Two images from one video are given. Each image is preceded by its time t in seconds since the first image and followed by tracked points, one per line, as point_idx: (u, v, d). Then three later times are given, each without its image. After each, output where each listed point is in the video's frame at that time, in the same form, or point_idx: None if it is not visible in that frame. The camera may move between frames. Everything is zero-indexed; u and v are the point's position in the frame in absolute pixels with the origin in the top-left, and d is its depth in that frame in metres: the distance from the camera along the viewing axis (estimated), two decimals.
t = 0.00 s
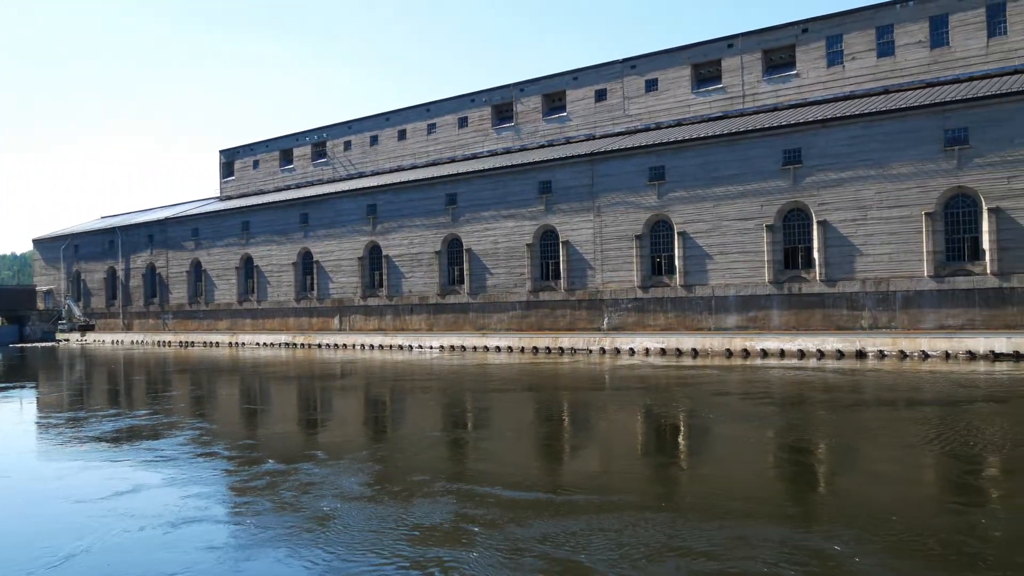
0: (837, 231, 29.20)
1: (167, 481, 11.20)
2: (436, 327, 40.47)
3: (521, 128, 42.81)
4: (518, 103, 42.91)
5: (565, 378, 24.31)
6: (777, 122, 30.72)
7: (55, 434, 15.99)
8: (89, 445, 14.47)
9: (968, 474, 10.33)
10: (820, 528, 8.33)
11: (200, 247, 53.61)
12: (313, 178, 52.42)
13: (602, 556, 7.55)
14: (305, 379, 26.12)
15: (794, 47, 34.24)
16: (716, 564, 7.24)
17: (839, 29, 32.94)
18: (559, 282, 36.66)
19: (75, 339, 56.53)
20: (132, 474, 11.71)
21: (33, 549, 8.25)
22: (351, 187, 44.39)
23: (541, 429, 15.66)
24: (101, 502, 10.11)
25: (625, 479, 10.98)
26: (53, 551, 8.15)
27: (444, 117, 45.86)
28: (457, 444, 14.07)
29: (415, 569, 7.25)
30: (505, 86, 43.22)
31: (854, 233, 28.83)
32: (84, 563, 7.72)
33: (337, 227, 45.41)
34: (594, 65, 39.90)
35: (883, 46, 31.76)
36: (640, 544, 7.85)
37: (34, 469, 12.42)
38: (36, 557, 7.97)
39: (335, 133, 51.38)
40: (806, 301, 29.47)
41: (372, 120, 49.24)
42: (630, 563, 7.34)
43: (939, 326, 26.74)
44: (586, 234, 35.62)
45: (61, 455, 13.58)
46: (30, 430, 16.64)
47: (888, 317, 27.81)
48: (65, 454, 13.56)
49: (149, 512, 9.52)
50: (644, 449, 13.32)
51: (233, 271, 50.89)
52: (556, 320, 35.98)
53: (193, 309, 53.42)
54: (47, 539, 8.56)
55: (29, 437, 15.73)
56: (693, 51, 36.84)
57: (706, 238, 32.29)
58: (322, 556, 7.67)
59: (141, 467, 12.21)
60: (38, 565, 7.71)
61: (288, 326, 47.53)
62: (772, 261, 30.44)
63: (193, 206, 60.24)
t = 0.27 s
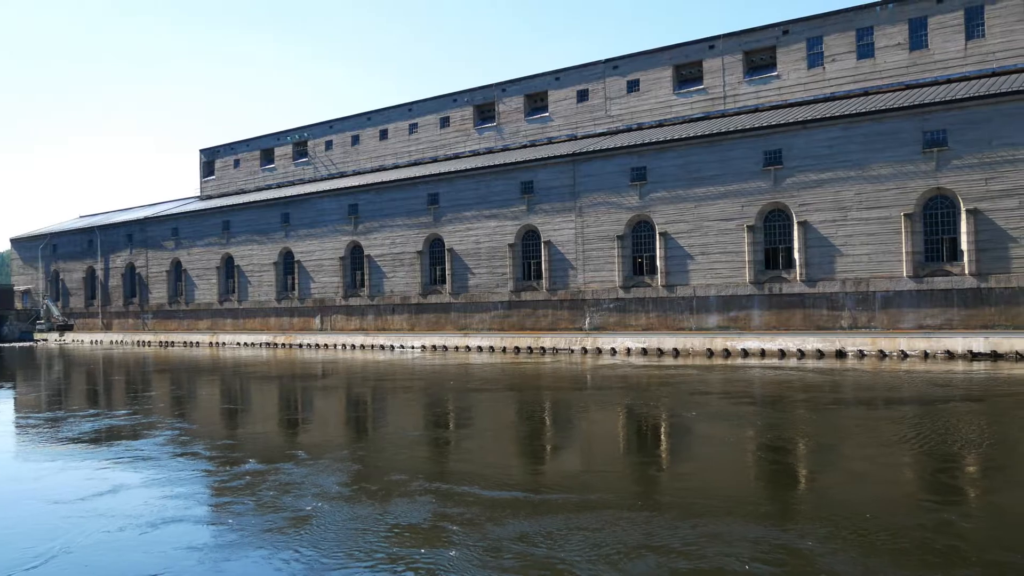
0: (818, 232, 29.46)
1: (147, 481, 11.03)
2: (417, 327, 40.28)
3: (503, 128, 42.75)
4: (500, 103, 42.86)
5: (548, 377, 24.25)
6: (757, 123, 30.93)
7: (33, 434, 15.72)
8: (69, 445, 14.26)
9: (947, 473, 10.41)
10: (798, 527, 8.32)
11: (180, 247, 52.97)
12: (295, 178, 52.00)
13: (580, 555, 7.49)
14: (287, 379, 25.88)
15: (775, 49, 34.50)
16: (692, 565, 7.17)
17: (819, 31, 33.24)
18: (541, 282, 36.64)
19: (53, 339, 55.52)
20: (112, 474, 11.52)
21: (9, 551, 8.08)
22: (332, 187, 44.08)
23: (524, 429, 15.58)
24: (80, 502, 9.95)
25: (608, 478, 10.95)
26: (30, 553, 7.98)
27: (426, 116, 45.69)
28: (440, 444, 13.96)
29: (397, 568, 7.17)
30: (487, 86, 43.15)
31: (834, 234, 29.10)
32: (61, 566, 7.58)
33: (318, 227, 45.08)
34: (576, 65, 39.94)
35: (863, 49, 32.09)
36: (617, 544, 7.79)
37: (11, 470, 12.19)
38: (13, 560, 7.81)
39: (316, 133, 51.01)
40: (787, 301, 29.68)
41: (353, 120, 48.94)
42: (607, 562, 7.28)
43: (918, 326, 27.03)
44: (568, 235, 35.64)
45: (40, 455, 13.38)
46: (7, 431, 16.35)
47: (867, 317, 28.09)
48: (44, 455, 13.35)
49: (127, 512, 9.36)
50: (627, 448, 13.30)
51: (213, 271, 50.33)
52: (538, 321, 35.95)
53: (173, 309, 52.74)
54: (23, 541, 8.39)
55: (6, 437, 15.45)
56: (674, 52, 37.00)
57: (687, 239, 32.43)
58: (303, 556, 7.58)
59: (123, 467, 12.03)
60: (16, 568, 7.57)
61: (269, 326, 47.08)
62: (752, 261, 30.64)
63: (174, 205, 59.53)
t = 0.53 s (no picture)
0: (798, 232, 29.68)
1: (126, 481, 10.83)
2: (399, 327, 40.07)
3: (485, 128, 42.66)
4: (482, 103, 42.76)
5: (531, 377, 24.15)
6: (738, 124, 31.10)
7: (11, 435, 15.44)
8: (48, 446, 14.03)
9: (927, 473, 10.47)
10: (776, 525, 8.31)
11: (161, 246, 52.31)
12: (276, 177, 51.54)
13: (558, 554, 7.43)
14: (268, 379, 25.61)
15: (756, 50, 34.72)
16: (669, 564, 7.11)
17: (800, 32, 33.49)
18: (523, 282, 36.58)
19: (31, 339, 54.27)
20: (91, 474, 11.33)
21: None
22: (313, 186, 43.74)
23: (505, 429, 15.47)
24: (59, 502, 9.77)
25: (590, 478, 10.90)
26: (7, 556, 7.81)
27: (408, 116, 45.47)
28: (421, 444, 13.85)
29: (378, 567, 7.10)
30: (469, 86, 43.03)
31: (814, 235, 29.34)
32: (38, 568, 7.41)
33: (300, 227, 44.70)
34: (558, 66, 39.94)
35: (843, 50, 32.38)
36: (594, 543, 7.74)
37: None
38: None
39: (298, 132, 50.60)
40: (768, 301, 29.88)
41: (335, 119, 48.60)
42: (584, 561, 7.22)
43: (897, 326, 27.29)
44: (550, 235, 35.62)
45: (19, 456, 13.16)
46: None
47: (847, 317, 28.33)
48: (23, 455, 13.12)
49: (105, 513, 9.18)
50: (609, 448, 13.25)
51: (194, 271, 49.74)
52: (521, 321, 35.89)
53: (153, 309, 52.01)
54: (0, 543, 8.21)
55: None
56: (656, 53, 37.11)
57: (668, 239, 32.54)
58: (282, 556, 7.46)
59: (103, 467, 11.83)
60: None
61: (250, 326, 46.59)
62: (734, 261, 30.82)
63: (153, 204, 58.79)
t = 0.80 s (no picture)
0: (784, 233, 29.85)
1: (110, 481, 10.68)
2: (385, 327, 39.92)
3: (471, 128, 42.60)
4: (469, 103, 42.68)
5: (516, 377, 24.04)
6: (724, 125, 31.23)
7: None
8: (30, 446, 13.83)
9: (909, 472, 10.54)
10: (758, 524, 8.32)
11: (146, 246, 51.79)
12: (262, 177, 51.19)
13: (540, 553, 7.37)
14: (254, 379, 25.39)
15: (742, 51, 34.89)
16: (652, 563, 7.08)
17: (786, 34, 33.69)
18: (509, 282, 36.55)
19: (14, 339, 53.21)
20: (75, 475, 11.18)
21: None
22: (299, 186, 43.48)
23: (491, 429, 15.39)
24: (42, 503, 9.62)
25: (576, 477, 10.86)
26: None
27: (395, 116, 45.30)
28: (407, 444, 13.74)
29: (361, 567, 7.02)
30: (456, 86, 42.94)
31: (799, 235, 29.52)
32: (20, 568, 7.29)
33: (285, 226, 44.42)
34: (544, 66, 39.93)
35: (828, 51, 32.61)
36: (577, 542, 7.70)
37: None
38: None
39: (284, 131, 50.29)
40: (753, 301, 30.03)
41: (321, 118, 48.33)
42: (568, 560, 7.18)
43: (882, 326, 27.50)
44: (536, 235, 35.62)
45: (3, 456, 12.98)
46: None
47: (833, 317, 28.54)
48: (6, 455, 12.94)
49: (89, 513, 9.05)
50: (595, 448, 13.21)
51: (179, 270, 49.29)
52: (507, 321, 35.86)
53: (138, 309, 51.46)
54: None
55: None
56: (643, 53, 37.20)
57: (655, 239, 32.62)
58: (266, 555, 7.37)
59: (88, 467, 11.68)
60: None
61: (235, 326, 46.23)
62: (720, 261, 30.96)
63: (138, 203, 58.21)
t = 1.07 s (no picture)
0: (769, 233, 30.01)
1: (94, 480, 10.53)
2: (371, 327, 39.74)
3: (457, 128, 42.50)
4: (455, 103, 42.58)
5: (502, 377, 23.95)
6: (710, 125, 31.33)
7: None
8: (12, 446, 13.63)
9: (894, 471, 10.56)
10: (742, 522, 8.31)
11: (130, 245, 51.23)
12: (247, 176, 50.79)
13: (523, 553, 7.31)
14: (239, 379, 25.16)
15: (728, 52, 35.03)
16: (632, 562, 7.05)
17: (771, 35, 33.86)
18: (495, 282, 36.48)
19: None
20: (57, 474, 11.01)
21: None
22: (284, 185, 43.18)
23: (477, 429, 15.30)
24: (23, 504, 9.45)
25: (561, 477, 10.81)
26: None
27: (381, 115, 45.09)
28: (391, 444, 13.62)
29: (344, 566, 6.94)
30: (442, 85, 42.82)
31: (784, 235, 29.69)
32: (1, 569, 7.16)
33: (270, 226, 44.09)
34: (530, 66, 39.92)
35: (813, 52, 32.81)
36: (561, 541, 7.65)
37: None
38: None
39: (269, 131, 49.92)
40: (738, 301, 30.16)
41: (307, 118, 48.03)
42: (552, 559, 7.13)
43: (866, 326, 27.73)
44: (522, 235, 35.58)
45: None
46: None
47: (817, 317, 28.72)
48: None
49: (70, 513, 8.91)
50: (581, 447, 13.16)
51: (163, 270, 48.80)
52: (493, 320, 35.81)
53: (122, 309, 50.86)
54: None
55: None
56: (629, 53, 37.26)
57: (640, 239, 32.69)
58: (248, 555, 7.27)
59: (71, 467, 11.49)
60: None
61: (220, 326, 45.84)
62: (705, 261, 31.08)
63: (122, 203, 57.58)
